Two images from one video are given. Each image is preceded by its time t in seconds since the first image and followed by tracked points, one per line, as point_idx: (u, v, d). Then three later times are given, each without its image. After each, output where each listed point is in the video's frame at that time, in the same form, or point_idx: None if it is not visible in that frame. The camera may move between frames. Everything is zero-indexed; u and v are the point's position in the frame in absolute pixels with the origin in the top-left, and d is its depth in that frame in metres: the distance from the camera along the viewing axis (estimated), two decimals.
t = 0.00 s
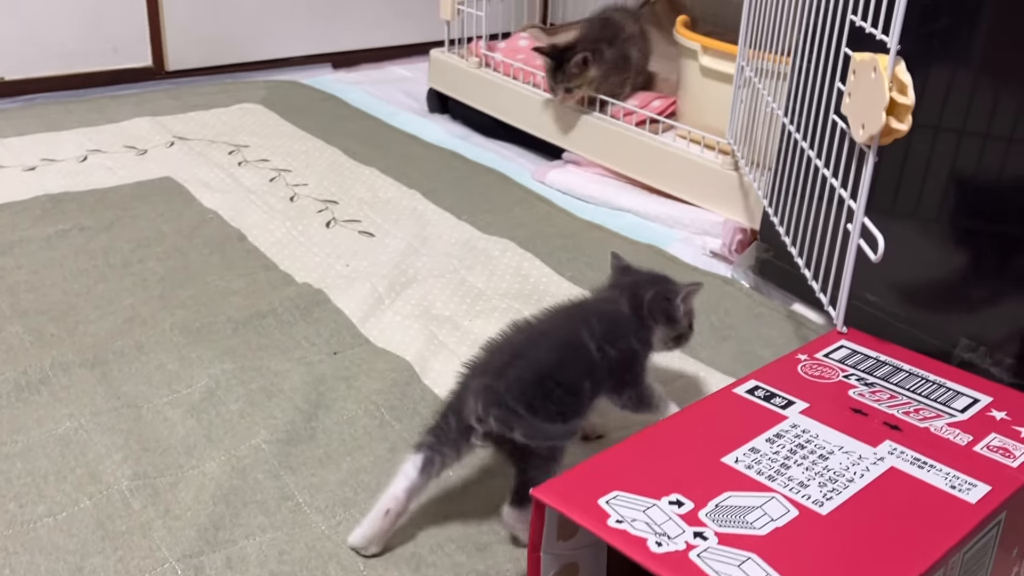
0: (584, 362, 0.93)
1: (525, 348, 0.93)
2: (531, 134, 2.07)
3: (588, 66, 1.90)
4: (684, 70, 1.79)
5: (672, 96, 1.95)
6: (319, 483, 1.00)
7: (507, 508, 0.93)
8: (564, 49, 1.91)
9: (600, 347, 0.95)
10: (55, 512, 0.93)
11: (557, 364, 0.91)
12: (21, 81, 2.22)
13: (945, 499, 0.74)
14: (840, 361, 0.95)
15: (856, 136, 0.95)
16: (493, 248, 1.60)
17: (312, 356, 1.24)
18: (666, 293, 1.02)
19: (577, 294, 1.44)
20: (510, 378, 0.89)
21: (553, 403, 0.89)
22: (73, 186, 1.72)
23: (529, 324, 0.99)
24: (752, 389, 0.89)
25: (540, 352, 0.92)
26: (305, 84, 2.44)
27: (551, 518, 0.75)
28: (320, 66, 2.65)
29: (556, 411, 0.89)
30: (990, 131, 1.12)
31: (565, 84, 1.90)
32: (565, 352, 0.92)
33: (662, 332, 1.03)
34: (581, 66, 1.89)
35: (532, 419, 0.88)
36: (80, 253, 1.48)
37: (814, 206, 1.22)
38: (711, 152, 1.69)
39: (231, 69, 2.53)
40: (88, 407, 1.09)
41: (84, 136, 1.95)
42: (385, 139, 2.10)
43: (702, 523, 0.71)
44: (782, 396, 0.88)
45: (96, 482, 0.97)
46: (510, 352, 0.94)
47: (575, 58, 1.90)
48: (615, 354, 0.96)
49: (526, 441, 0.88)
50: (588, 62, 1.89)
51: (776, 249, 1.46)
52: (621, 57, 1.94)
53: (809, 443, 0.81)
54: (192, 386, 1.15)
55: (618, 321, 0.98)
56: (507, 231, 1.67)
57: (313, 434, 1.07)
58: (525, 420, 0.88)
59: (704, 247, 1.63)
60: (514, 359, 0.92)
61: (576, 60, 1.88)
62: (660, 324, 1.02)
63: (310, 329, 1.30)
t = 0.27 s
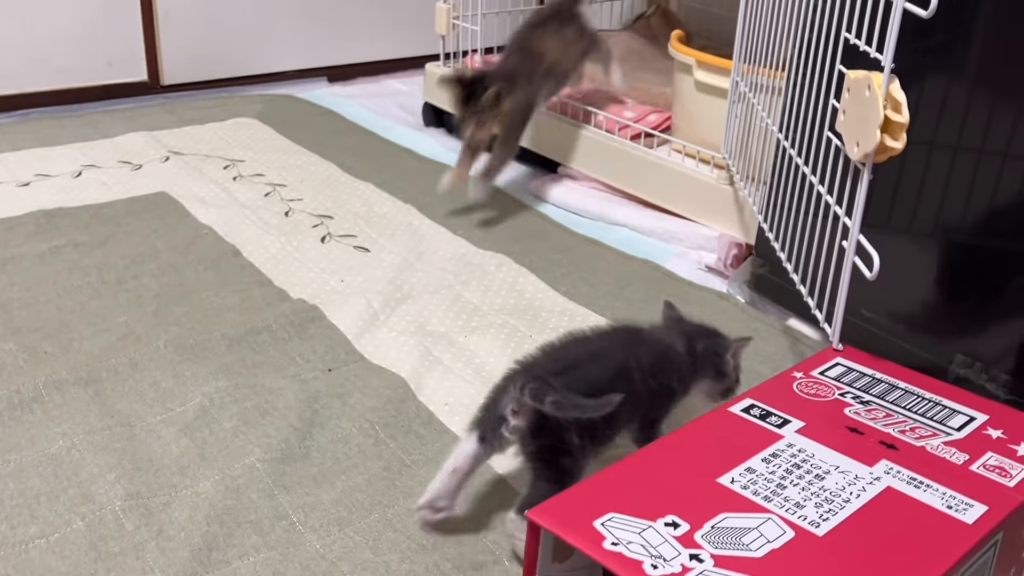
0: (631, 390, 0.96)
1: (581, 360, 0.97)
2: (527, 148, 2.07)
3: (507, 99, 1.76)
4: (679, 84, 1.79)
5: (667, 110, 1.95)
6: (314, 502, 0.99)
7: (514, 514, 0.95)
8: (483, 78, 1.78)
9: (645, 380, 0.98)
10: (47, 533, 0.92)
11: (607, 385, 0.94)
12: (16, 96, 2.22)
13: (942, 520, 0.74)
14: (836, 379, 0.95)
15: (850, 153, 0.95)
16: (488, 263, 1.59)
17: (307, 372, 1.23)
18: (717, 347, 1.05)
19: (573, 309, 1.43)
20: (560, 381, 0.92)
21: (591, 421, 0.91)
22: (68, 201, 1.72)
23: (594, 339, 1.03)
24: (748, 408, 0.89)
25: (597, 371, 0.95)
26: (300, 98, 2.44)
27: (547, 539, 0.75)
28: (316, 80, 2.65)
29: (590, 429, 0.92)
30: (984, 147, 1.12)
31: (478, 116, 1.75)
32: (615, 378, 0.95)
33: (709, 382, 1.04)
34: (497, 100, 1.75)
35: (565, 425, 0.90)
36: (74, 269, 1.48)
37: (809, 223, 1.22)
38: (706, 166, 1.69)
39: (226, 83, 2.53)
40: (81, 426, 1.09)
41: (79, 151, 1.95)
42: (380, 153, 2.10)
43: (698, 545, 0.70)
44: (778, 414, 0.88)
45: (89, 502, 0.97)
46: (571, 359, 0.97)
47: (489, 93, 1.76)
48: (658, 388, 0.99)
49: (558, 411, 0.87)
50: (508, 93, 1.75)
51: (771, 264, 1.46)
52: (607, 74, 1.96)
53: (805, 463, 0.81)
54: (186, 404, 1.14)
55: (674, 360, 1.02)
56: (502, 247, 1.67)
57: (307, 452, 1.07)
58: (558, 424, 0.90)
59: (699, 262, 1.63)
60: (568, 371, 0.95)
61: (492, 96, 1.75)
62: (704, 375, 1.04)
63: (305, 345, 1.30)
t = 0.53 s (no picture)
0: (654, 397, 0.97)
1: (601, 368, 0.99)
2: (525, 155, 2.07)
3: (445, 202, 1.57)
4: (677, 91, 1.79)
5: (665, 117, 1.95)
6: (314, 509, 0.99)
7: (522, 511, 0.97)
8: (417, 180, 1.57)
9: (673, 388, 0.99)
10: (46, 541, 0.92)
11: (624, 391, 0.95)
12: (15, 105, 2.22)
13: (942, 525, 0.74)
14: (836, 385, 0.95)
15: (849, 160, 0.95)
16: (487, 270, 1.59)
17: (307, 379, 1.23)
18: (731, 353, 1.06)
19: (572, 316, 1.43)
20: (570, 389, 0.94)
21: (603, 425, 0.92)
22: (67, 209, 1.72)
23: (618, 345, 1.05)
24: (748, 414, 0.89)
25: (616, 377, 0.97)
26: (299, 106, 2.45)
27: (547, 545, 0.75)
28: (314, 88, 2.66)
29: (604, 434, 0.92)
30: (983, 153, 1.12)
31: (411, 216, 1.56)
32: (636, 384, 0.97)
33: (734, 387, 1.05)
34: (435, 203, 1.55)
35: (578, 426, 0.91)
36: (74, 277, 1.48)
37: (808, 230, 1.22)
38: (704, 173, 1.70)
39: (225, 91, 2.54)
40: (80, 434, 1.09)
41: (78, 159, 1.95)
42: (379, 161, 2.10)
43: (698, 551, 0.70)
44: (778, 421, 0.88)
45: (88, 510, 0.97)
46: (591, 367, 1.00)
47: (433, 176, 1.59)
48: (682, 397, 0.99)
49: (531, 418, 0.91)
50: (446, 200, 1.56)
51: (770, 270, 1.46)
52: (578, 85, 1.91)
53: (806, 469, 0.81)
54: (186, 411, 1.14)
55: (697, 367, 1.03)
56: (501, 254, 1.67)
57: (307, 460, 1.07)
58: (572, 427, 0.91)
59: (698, 268, 1.63)
60: (586, 374, 0.98)
61: (431, 193, 1.53)
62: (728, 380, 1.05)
63: (304, 352, 1.30)
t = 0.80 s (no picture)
0: (663, 373, 0.96)
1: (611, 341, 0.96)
2: (527, 161, 2.07)
3: (404, 230, 1.48)
4: (678, 97, 1.79)
5: (667, 122, 1.96)
6: (317, 513, 0.99)
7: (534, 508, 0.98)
8: (373, 209, 1.48)
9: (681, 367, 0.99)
10: (49, 546, 0.92)
11: (639, 364, 0.94)
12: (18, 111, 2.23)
13: (946, 529, 0.74)
14: (839, 389, 0.95)
15: (851, 164, 0.95)
16: (488, 275, 1.60)
17: (309, 384, 1.23)
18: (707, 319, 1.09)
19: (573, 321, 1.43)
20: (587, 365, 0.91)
21: (615, 406, 0.90)
22: (69, 215, 1.72)
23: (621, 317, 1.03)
24: (751, 418, 0.89)
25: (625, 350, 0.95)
26: (301, 112, 2.45)
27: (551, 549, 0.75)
28: (316, 94, 2.66)
29: (615, 415, 0.91)
30: (984, 157, 1.12)
31: (370, 250, 1.46)
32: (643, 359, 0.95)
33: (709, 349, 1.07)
34: (394, 234, 1.46)
35: (592, 405, 0.89)
36: (76, 282, 1.48)
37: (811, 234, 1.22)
38: (706, 178, 1.70)
39: (227, 97, 2.54)
40: (83, 439, 1.09)
41: (80, 165, 1.95)
42: (381, 166, 2.10)
43: (703, 555, 0.70)
44: (782, 424, 0.88)
45: (91, 515, 0.97)
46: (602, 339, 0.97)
47: (389, 204, 1.50)
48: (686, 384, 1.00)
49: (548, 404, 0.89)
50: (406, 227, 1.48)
51: (771, 275, 1.46)
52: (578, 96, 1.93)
53: (809, 472, 0.81)
54: (189, 416, 1.14)
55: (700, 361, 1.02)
56: (502, 259, 1.67)
57: (310, 465, 1.07)
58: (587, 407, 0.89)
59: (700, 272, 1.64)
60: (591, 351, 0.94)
61: (389, 223, 1.44)
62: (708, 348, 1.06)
63: (307, 357, 1.30)
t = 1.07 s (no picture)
0: (670, 359, 0.96)
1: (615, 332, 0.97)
2: (530, 164, 2.08)
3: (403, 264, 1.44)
4: (682, 100, 1.79)
5: (671, 126, 1.96)
6: (323, 515, 0.99)
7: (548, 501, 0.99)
8: (368, 243, 1.43)
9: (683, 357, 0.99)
10: (56, 547, 0.93)
11: (644, 349, 0.93)
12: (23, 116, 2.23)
13: (953, 529, 0.74)
14: (844, 390, 0.95)
15: (856, 165, 0.95)
16: (493, 278, 1.60)
17: (315, 387, 1.23)
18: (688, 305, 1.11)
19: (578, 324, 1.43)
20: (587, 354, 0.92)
21: (621, 390, 0.90)
22: (75, 219, 1.73)
23: (626, 308, 1.04)
24: (757, 419, 0.89)
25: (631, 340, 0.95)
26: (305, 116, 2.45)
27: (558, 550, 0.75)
28: (320, 99, 2.67)
29: (624, 401, 0.90)
30: (989, 159, 1.12)
31: (372, 287, 1.42)
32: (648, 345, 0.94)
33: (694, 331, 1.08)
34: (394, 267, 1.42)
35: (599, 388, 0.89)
36: (82, 286, 1.48)
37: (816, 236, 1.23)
38: (710, 181, 1.71)
39: (232, 102, 2.55)
40: (90, 441, 1.09)
41: (86, 169, 1.96)
42: (385, 170, 2.11)
43: (710, 555, 0.70)
44: (788, 426, 0.88)
45: (98, 517, 0.97)
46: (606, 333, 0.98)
47: (382, 237, 1.46)
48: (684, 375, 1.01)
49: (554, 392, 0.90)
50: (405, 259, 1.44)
51: (776, 277, 1.46)
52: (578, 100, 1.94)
53: (815, 473, 0.81)
54: (195, 419, 1.14)
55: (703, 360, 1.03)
56: (507, 262, 1.67)
57: (316, 467, 1.07)
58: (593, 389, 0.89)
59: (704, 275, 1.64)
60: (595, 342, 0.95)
61: (392, 257, 1.40)
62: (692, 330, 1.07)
63: (312, 360, 1.30)
